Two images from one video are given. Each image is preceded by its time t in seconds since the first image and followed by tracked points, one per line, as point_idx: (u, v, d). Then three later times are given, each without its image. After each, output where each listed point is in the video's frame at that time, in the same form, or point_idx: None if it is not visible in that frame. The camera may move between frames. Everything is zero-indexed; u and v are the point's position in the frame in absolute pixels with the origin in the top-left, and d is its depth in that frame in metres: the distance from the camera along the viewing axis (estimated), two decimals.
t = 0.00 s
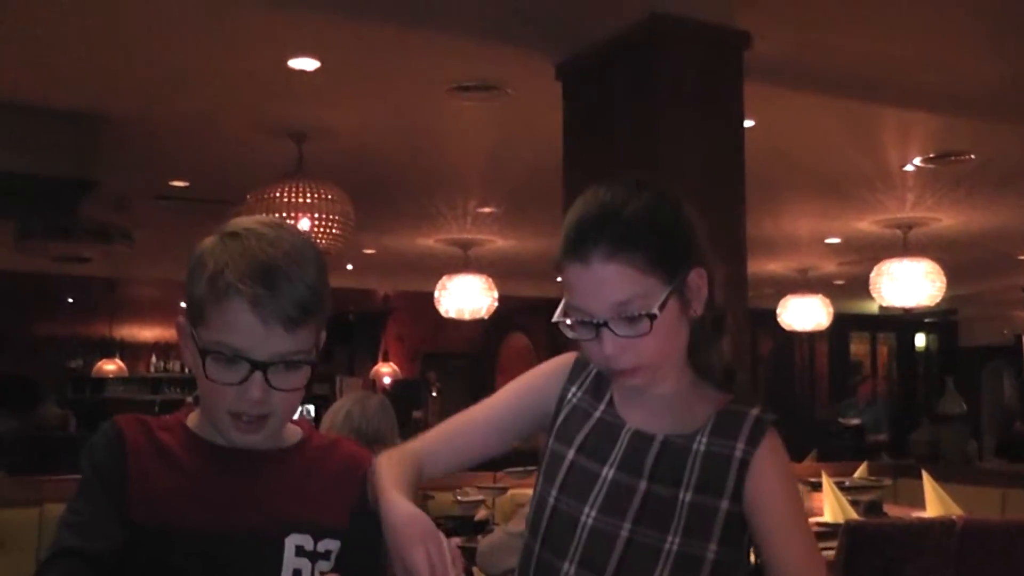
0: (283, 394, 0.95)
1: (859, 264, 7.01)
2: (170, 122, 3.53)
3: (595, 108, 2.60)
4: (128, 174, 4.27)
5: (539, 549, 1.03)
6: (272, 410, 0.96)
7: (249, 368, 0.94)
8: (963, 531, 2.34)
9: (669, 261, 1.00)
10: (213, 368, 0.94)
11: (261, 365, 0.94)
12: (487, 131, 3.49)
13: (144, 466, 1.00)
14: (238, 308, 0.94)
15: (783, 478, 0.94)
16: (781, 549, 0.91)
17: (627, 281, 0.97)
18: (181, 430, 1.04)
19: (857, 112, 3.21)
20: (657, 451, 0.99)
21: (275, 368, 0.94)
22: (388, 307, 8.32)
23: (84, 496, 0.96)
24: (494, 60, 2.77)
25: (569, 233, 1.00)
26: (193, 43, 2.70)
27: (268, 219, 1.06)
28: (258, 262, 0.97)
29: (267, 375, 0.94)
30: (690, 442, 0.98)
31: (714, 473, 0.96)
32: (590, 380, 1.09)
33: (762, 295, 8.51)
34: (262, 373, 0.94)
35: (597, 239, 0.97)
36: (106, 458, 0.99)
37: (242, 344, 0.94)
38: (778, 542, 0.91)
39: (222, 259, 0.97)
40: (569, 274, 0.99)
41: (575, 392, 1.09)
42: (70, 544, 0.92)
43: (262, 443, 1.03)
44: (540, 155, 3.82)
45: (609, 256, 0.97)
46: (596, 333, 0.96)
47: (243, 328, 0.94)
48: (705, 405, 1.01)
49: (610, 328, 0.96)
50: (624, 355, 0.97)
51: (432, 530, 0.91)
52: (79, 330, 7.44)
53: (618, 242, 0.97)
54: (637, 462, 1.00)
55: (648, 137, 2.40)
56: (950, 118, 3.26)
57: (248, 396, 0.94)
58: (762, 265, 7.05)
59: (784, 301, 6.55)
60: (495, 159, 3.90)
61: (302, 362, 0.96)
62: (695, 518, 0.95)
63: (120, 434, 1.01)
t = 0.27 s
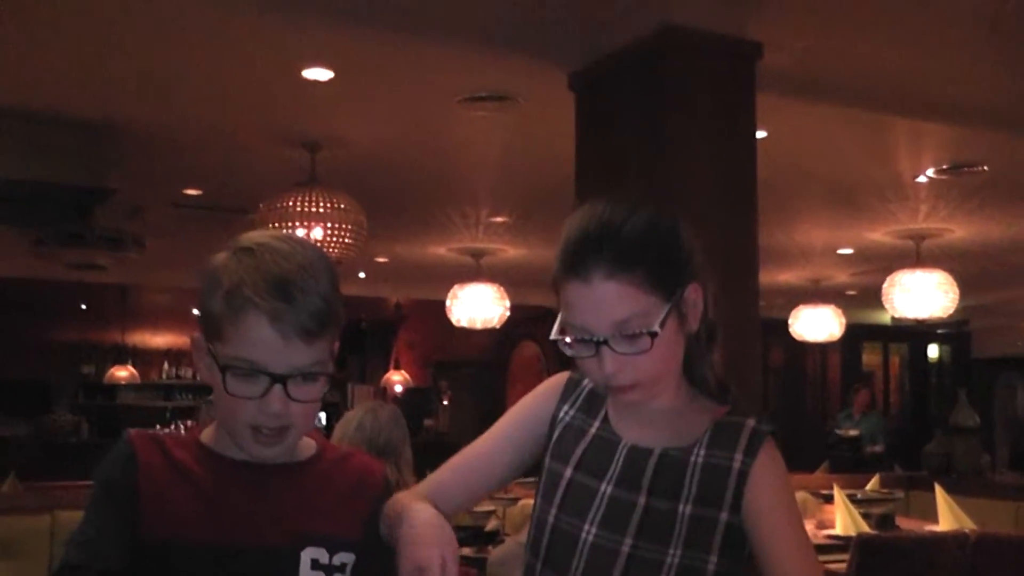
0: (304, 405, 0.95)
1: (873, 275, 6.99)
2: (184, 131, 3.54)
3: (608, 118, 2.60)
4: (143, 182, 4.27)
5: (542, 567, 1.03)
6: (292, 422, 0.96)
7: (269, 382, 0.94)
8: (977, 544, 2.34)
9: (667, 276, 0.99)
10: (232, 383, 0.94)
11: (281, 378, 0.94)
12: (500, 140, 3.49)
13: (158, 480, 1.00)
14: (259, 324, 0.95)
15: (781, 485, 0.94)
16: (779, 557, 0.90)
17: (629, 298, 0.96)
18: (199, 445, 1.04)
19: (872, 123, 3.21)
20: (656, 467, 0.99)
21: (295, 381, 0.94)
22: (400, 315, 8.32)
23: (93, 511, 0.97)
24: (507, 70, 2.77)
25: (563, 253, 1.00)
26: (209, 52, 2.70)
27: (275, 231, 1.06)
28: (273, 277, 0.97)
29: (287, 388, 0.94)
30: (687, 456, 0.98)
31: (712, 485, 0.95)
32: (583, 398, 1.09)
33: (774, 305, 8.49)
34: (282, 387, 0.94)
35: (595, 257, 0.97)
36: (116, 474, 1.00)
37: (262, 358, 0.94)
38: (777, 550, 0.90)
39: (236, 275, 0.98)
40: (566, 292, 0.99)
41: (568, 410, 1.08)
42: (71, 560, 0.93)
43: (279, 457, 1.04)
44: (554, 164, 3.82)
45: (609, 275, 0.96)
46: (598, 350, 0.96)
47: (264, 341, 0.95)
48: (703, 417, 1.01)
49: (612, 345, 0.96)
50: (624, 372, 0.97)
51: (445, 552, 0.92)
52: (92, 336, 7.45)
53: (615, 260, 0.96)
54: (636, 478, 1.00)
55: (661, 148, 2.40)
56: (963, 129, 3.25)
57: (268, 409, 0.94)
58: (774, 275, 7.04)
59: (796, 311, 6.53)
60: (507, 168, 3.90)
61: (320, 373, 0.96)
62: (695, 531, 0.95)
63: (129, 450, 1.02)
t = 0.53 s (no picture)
0: (318, 416, 0.96)
1: (884, 284, 6.98)
2: (196, 139, 3.55)
3: (618, 127, 2.60)
4: (155, 189, 4.29)
5: None
6: (305, 433, 0.97)
7: (284, 393, 0.94)
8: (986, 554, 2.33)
9: (672, 285, 0.99)
10: (248, 393, 0.95)
11: (297, 389, 0.94)
12: (510, 148, 3.50)
13: (168, 490, 1.01)
14: (275, 334, 0.95)
15: (785, 488, 0.94)
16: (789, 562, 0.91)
17: (637, 309, 0.97)
18: (212, 453, 1.05)
19: (883, 132, 3.21)
20: (661, 476, 0.99)
21: (309, 392, 0.95)
22: (410, 323, 8.33)
23: (98, 522, 0.97)
24: (518, 78, 2.78)
25: (567, 263, 1.00)
26: (222, 61, 2.72)
27: (292, 241, 1.06)
28: (291, 287, 0.98)
29: (302, 399, 0.95)
30: (692, 462, 0.98)
31: (718, 491, 0.95)
32: (584, 408, 1.08)
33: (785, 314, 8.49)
34: (297, 397, 0.95)
35: (603, 267, 0.97)
36: (123, 484, 1.00)
37: (279, 370, 0.95)
38: (786, 555, 0.91)
39: (254, 284, 0.98)
40: (571, 301, 0.99)
41: (569, 421, 1.08)
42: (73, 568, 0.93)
43: (293, 467, 1.04)
44: (565, 172, 3.83)
45: (616, 285, 0.96)
46: (604, 360, 0.97)
47: (279, 351, 0.95)
48: (707, 422, 1.01)
49: (618, 355, 0.96)
50: (629, 382, 0.97)
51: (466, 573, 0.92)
52: (104, 343, 7.48)
53: (623, 270, 0.96)
54: (641, 486, 1.00)
55: (671, 156, 2.40)
56: (974, 139, 3.25)
57: (283, 420, 0.95)
58: (785, 284, 7.03)
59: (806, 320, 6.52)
60: (518, 177, 3.91)
61: (334, 385, 0.97)
62: (702, 538, 0.95)
63: (137, 461, 1.02)
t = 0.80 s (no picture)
0: (334, 406, 0.96)
1: (895, 275, 6.96)
2: (206, 132, 3.55)
3: (629, 117, 2.60)
4: (166, 182, 4.29)
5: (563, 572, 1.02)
6: (321, 423, 0.97)
7: (301, 382, 0.94)
8: (999, 545, 2.33)
9: (690, 280, 0.98)
10: (265, 382, 0.95)
11: (314, 378, 0.94)
12: (520, 139, 3.49)
13: (184, 485, 1.01)
14: (292, 324, 0.95)
15: (799, 477, 0.96)
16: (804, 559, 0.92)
17: (653, 301, 0.96)
18: (226, 444, 1.05)
19: (895, 122, 3.20)
20: (675, 466, 0.99)
21: (326, 381, 0.95)
22: (421, 315, 8.33)
23: (113, 516, 0.98)
24: (529, 69, 2.77)
25: (581, 256, 0.99)
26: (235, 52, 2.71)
27: (305, 233, 1.06)
28: (306, 277, 0.98)
29: (318, 388, 0.95)
30: (706, 452, 0.98)
31: (733, 480, 0.96)
32: (593, 400, 1.08)
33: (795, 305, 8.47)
34: (314, 386, 0.94)
35: (622, 258, 0.96)
36: (137, 478, 1.00)
37: (296, 359, 0.95)
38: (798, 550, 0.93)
39: (270, 275, 0.98)
40: (587, 292, 0.98)
41: (578, 411, 1.07)
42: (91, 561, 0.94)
43: (306, 458, 1.04)
44: (576, 163, 3.82)
45: (636, 278, 0.95)
46: (620, 351, 0.96)
47: (297, 340, 0.95)
48: (719, 412, 1.01)
49: (636, 347, 0.96)
50: (643, 374, 0.96)
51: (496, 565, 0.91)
52: (115, 337, 7.49)
53: (643, 263, 0.96)
54: (655, 477, 1.00)
55: (682, 146, 2.40)
56: (987, 128, 3.24)
57: (299, 408, 0.95)
58: (796, 275, 7.02)
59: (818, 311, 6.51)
60: (528, 168, 3.90)
61: (349, 374, 0.97)
62: (718, 527, 0.95)
63: (151, 454, 1.03)
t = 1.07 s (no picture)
0: (347, 387, 0.96)
1: (909, 258, 6.93)
2: (218, 115, 3.55)
3: (642, 99, 2.59)
4: (179, 166, 4.29)
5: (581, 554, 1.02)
6: (334, 406, 0.97)
7: (315, 363, 0.94)
8: (1014, 527, 2.32)
9: (711, 262, 0.97)
10: (279, 364, 0.95)
11: (328, 360, 0.94)
12: (533, 122, 3.49)
13: (197, 467, 1.00)
14: (306, 304, 0.95)
15: (816, 458, 0.95)
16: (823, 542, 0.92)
17: (673, 284, 0.94)
18: (240, 426, 1.05)
19: (910, 103, 3.18)
20: (691, 449, 0.99)
21: (340, 363, 0.95)
22: (433, 299, 8.34)
23: (126, 497, 0.97)
24: (541, 52, 2.76)
25: (602, 234, 0.98)
26: (248, 36, 2.71)
27: (322, 212, 1.06)
28: (320, 258, 0.98)
29: (332, 369, 0.95)
30: (723, 434, 0.98)
31: (750, 462, 0.96)
32: (606, 383, 1.08)
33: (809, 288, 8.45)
34: (327, 368, 0.95)
35: (643, 240, 0.94)
36: (149, 460, 0.99)
37: (308, 340, 0.95)
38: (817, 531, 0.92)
39: (284, 255, 0.98)
40: (607, 273, 0.96)
41: (593, 396, 1.07)
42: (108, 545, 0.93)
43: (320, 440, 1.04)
44: (590, 146, 3.81)
45: (657, 260, 0.93)
46: (638, 333, 0.95)
47: (310, 321, 0.95)
48: (734, 393, 1.01)
49: (654, 329, 0.94)
50: (662, 355, 0.95)
51: (524, 559, 0.92)
52: (128, 321, 7.51)
53: (666, 245, 0.94)
54: (671, 459, 0.99)
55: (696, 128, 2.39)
56: (1003, 109, 3.21)
57: (312, 391, 0.95)
58: (809, 258, 6.99)
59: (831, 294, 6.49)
60: (541, 150, 3.89)
61: (362, 356, 0.97)
62: (735, 509, 0.96)
63: (163, 436, 1.02)
